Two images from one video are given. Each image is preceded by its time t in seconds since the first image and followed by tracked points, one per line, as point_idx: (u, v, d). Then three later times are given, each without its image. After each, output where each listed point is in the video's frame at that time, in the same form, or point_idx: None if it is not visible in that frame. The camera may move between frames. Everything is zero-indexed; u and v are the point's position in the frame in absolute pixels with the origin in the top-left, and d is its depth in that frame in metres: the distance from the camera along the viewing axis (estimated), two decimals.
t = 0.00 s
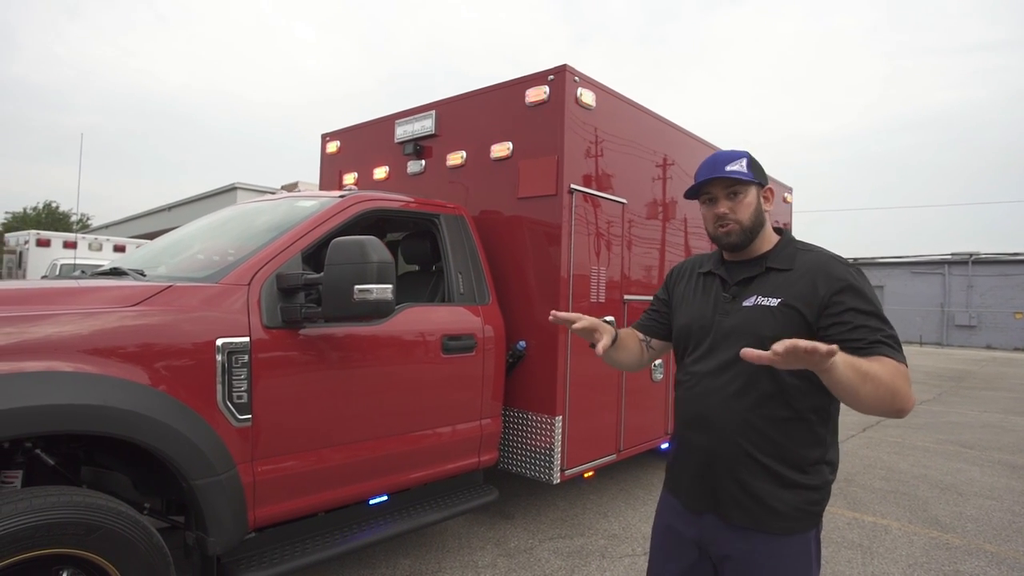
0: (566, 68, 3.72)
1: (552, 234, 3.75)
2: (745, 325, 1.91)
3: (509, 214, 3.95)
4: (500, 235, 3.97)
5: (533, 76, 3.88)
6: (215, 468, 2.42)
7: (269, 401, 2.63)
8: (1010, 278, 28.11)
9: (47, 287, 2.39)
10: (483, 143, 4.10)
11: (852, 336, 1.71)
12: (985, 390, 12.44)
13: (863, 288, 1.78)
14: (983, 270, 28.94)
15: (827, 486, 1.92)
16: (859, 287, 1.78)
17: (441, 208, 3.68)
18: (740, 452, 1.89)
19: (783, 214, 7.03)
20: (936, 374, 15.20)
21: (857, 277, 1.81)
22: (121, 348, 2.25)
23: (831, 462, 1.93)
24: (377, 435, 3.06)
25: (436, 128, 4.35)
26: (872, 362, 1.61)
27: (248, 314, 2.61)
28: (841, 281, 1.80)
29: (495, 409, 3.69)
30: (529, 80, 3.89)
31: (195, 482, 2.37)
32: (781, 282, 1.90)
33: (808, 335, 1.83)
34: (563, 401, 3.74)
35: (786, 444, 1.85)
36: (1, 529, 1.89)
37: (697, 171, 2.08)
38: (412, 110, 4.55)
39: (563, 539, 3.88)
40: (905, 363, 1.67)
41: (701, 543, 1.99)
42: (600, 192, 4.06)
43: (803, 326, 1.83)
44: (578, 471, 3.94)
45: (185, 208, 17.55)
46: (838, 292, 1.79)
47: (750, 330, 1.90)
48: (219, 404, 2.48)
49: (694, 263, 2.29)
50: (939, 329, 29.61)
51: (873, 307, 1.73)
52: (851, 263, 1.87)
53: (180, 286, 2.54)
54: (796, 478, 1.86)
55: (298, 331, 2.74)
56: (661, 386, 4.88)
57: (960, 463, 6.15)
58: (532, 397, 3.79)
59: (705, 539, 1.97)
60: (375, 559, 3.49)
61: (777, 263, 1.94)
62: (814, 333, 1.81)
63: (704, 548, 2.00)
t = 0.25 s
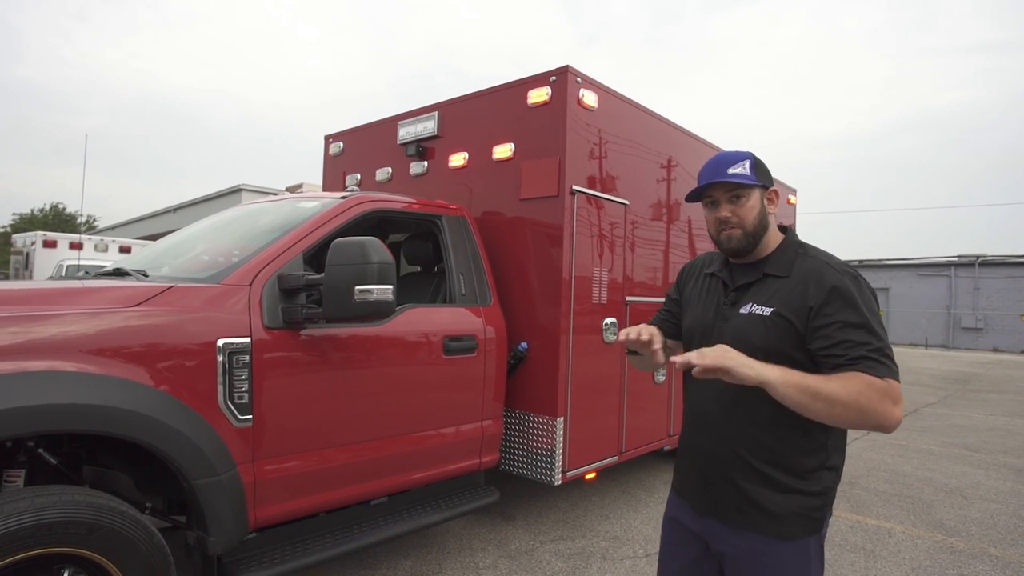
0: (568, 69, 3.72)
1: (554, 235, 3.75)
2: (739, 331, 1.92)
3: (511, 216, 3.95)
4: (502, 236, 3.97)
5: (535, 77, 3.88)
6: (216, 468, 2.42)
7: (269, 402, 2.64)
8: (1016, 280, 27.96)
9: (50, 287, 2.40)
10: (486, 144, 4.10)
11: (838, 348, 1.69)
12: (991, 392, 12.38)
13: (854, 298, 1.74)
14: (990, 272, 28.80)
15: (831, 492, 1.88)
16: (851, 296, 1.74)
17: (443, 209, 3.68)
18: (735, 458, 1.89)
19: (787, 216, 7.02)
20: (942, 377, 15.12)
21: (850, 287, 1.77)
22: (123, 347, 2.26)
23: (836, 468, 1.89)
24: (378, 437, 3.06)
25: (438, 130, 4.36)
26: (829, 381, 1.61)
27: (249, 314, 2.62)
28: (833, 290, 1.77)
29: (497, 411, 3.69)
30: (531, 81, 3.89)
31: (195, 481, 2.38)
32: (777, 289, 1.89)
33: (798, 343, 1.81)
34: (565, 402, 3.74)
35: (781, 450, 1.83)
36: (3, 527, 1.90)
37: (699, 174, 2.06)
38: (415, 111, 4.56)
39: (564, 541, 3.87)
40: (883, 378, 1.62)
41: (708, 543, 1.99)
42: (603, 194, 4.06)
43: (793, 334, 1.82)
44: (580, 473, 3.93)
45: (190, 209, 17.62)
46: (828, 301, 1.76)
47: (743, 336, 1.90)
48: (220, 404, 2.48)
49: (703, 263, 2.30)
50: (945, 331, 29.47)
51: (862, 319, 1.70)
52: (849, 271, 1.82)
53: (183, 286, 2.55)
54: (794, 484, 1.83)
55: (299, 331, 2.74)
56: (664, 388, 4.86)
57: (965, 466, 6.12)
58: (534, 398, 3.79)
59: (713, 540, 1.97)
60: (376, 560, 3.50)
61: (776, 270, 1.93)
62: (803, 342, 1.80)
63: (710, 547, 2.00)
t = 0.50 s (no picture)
0: (571, 69, 3.71)
1: (557, 235, 3.74)
2: (731, 332, 1.93)
3: (514, 216, 3.95)
4: (505, 236, 3.97)
5: (538, 77, 3.88)
6: (218, 467, 2.43)
7: (272, 401, 2.64)
8: None
9: (54, 287, 2.42)
10: (489, 144, 4.11)
11: (824, 353, 1.70)
12: (998, 394, 12.31)
13: (843, 304, 1.73)
14: (997, 273, 28.63)
15: (822, 492, 1.86)
16: (840, 302, 1.74)
17: (445, 209, 3.69)
18: (724, 456, 1.91)
19: (791, 216, 7.00)
20: (949, 378, 15.04)
21: (841, 293, 1.76)
22: (126, 347, 2.27)
23: (829, 469, 1.86)
24: (380, 437, 3.07)
25: (442, 130, 4.37)
26: (819, 389, 1.60)
27: (251, 314, 2.63)
28: (822, 294, 1.76)
29: (499, 411, 3.69)
30: (534, 81, 3.89)
31: (197, 480, 2.38)
32: (770, 292, 1.90)
33: (786, 345, 1.82)
34: (567, 402, 3.73)
35: (767, 450, 1.83)
36: (6, 525, 1.92)
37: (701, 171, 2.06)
38: (418, 111, 4.56)
39: (567, 541, 3.87)
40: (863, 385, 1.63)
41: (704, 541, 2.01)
42: (608, 194, 4.06)
43: (781, 337, 1.82)
44: (582, 473, 3.93)
45: (196, 210, 17.70)
46: (817, 306, 1.76)
47: (734, 337, 1.91)
48: (222, 403, 2.49)
49: (711, 263, 2.30)
50: (952, 332, 29.32)
51: (850, 325, 1.70)
52: (843, 276, 1.81)
53: (186, 286, 2.56)
54: (780, 483, 1.82)
55: (301, 331, 2.75)
56: (667, 389, 4.85)
57: (972, 468, 6.08)
58: (536, 398, 3.79)
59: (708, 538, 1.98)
60: (378, 560, 3.50)
61: (771, 272, 1.93)
62: (791, 344, 1.80)
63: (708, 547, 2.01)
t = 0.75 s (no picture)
0: (572, 69, 3.71)
1: (558, 234, 3.74)
2: (710, 333, 1.97)
3: (515, 216, 3.94)
4: (507, 236, 3.96)
5: (540, 77, 3.88)
6: (220, 467, 2.44)
7: (272, 401, 2.64)
8: None
9: (57, 286, 2.42)
10: (490, 144, 4.10)
11: (779, 356, 1.69)
12: (1004, 394, 12.25)
13: (801, 309, 1.70)
14: (1003, 273, 28.50)
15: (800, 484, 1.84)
16: (797, 307, 1.71)
17: (447, 209, 3.68)
18: (704, 451, 1.95)
19: (794, 216, 6.99)
20: (954, 378, 14.98)
21: (801, 298, 1.73)
22: (128, 346, 2.27)
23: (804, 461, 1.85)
24: (381, 436, 3.07)
25: (443, 129, 4.37)
26: (763, 403, 1.66)
27: (253, 313, 2.63)
28: (783, 300, 1.74)
29: (501, 411, 3.68)
30: (536, 80, 3.89)
31: (198, 480, 2.39)
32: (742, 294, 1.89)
33: (754, 348, 1.82)
34: (569, 402, 3.73)
35: (738, 442, 1.85)
36: (8, 524, 1.92)
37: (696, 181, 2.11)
38: (420, 111, 4.56)
39: (569, 541, 3.86)
40: (811, 387, 1.63)
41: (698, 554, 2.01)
42: (608, 193, 4.03)
43: (750, 340, 1.82)
44: (584, 473, 3.92)
45: (200, 210, 17.75)
46: (776, 311, 1.75)
47: (712, 338, 1.94)
48: (223, 403, 2.50)
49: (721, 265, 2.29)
50: (957, 332, 29.21)
51: (805, 330, 1.67)
52: (808, 280, 1.77)
53: (187, 286, 2.56)
54: (748, 471, 1.84)
55: (302, 331, 2.75)
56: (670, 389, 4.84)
57: (977, 469, 6.05)
58: (538, 398, 3.78)
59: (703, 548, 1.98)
60: (380, 559, 3.50)
61: (751, 278, 1.92)
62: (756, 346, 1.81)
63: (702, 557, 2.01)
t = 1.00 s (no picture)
0: (573, 67, 3.70)
1: (559, 233, 3.74)
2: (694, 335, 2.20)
3: (516, 215, 3.94)
4: (508, 235, 3.96)
5: (540, 76, 3.87)
6: (221, 466, 2.44)
7: (274, 400, 2.65)
8: None
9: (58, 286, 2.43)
10: (491, 143, 4.10)
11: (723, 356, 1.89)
12: (1007, 393, 12.21)
13: (742, 314, 1.87)
14: (1006, 272, 28.42)
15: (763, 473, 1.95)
16: (739, 311, 1.89)
17: (448, 208, 3.68)
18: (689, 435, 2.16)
19: (796, 215, 6.98)
20: (958, 377, 14.95)
21: (745, 304, 1.90)
22: (128, 346, 2.27)
23: (766, 452, 1.96)
24: (382, 436, 3.07)
25: (444, 129, 4.37)
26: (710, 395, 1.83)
27: (253, 313, 2.63)
28: (730, 305, 1.92)
29: (502, 410, 3.68)
30: (536, 79, 3.89)
31: (199, 479, 2.39)
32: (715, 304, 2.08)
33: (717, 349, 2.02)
34: (570, 401, 3.73)
35: (706, 437, 2.06)
36: (9, 523, 1.93)
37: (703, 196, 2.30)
38: (421, 111, 4.56)
39: (570, 540, 3.86)
40: (735, 382, 1.80)
41: None
42: (609, 191, 4.02)
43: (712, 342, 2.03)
44: (585, 472, 3.92)
45: (203, 210, 17.78)
46: (727, 316, 1.93)
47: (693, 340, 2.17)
48: (224, 403, 2.50)
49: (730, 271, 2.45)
50: (960, 331, 29.13)
51: (742, 332, 1.84)
52: (756, 289, 1.92)
53: (188, 285, 2.57)
54: (713, 455, 2.03)
55: (303, 331, 2.75)
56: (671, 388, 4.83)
57: (980, 468, 6.04)
58: (539, 397, 3.78)
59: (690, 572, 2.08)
60: (381, 559, 3.51)
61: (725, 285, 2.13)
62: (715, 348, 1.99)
63: None
